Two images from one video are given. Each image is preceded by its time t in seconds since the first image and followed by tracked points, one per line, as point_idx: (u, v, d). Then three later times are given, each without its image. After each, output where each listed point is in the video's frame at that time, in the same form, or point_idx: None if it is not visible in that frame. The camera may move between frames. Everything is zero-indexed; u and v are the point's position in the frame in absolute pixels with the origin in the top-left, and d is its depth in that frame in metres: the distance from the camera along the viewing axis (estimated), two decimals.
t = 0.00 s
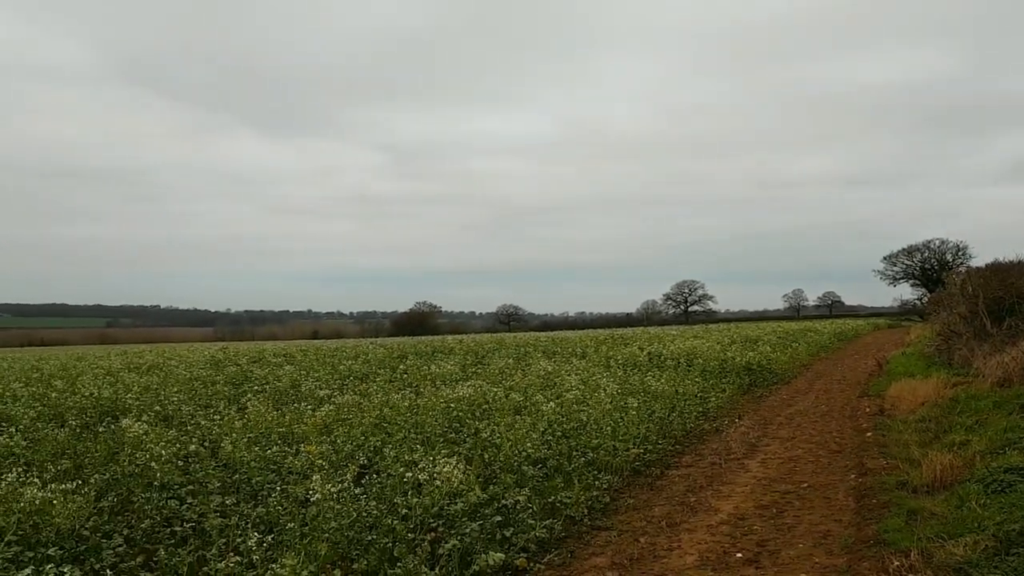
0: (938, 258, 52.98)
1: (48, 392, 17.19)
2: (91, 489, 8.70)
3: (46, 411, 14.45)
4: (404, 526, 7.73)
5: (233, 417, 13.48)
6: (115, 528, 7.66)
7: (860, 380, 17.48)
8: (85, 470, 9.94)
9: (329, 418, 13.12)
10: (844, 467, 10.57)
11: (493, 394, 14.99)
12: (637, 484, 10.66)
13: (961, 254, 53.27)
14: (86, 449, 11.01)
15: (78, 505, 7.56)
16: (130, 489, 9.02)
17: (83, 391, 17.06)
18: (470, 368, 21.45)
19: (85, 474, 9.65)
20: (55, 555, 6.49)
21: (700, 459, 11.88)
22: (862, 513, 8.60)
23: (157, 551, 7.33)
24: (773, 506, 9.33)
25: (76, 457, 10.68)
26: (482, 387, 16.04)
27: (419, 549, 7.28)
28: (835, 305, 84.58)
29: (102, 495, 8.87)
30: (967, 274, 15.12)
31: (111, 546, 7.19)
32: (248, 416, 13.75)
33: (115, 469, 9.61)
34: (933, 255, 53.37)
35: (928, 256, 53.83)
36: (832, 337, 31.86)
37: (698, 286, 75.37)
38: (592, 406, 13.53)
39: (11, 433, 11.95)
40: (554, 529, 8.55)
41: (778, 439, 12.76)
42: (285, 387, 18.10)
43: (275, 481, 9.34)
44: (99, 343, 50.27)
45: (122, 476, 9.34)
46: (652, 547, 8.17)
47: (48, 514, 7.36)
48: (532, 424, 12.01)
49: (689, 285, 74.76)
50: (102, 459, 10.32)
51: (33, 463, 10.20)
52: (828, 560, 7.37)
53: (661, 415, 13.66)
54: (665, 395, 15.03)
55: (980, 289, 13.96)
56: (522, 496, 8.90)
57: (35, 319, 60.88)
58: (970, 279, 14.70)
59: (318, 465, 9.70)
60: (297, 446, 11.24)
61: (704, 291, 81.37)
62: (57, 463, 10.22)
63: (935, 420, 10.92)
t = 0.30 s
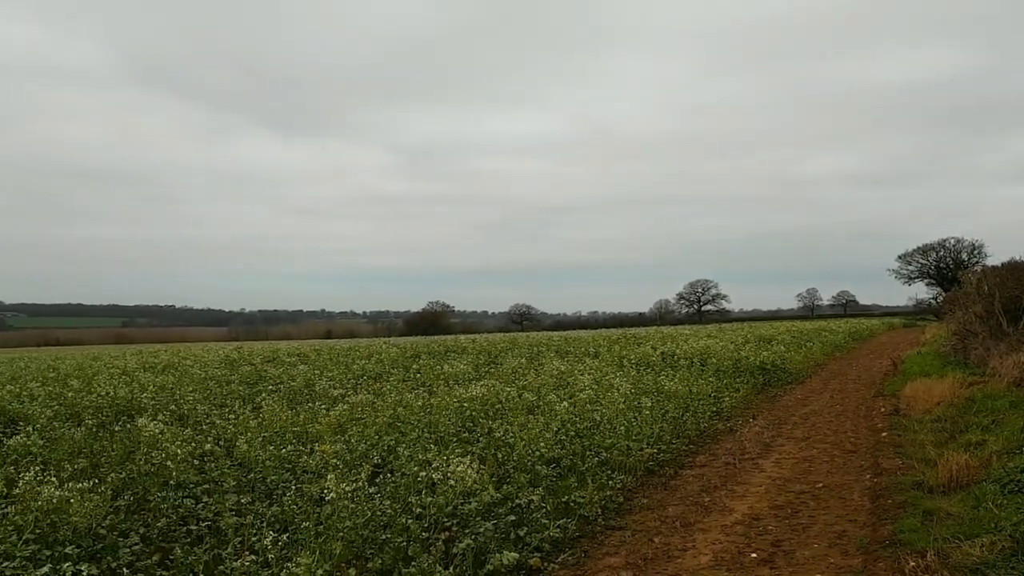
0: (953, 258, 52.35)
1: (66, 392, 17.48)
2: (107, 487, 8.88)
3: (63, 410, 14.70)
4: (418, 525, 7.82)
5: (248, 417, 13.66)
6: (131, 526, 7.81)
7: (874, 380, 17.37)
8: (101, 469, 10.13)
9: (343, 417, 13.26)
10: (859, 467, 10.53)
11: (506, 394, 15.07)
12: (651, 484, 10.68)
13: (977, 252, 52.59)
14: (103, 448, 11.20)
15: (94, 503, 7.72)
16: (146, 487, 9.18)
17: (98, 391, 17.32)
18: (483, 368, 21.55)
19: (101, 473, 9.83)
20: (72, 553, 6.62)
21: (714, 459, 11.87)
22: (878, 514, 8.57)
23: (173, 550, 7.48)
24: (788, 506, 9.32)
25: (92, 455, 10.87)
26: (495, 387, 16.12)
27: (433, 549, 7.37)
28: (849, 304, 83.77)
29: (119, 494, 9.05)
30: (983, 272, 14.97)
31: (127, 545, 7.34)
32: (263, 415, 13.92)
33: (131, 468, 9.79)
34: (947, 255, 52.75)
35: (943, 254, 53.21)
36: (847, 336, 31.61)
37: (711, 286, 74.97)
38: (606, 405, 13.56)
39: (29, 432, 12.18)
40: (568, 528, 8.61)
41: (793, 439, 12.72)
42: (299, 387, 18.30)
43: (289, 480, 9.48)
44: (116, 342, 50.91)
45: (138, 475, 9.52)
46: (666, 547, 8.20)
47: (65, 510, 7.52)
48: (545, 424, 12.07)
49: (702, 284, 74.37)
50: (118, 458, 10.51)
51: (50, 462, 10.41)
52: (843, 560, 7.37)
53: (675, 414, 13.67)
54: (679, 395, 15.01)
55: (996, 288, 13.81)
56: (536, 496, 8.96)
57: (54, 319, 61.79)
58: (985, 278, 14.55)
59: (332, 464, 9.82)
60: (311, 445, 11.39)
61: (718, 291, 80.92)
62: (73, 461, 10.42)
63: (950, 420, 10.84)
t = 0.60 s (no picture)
0: (973, 258, 51.60)
1: (85, 391, 17.81)
2: (126, 486, 9.10)
3: (83, 409, 15.03)
4: (434, 525, 7.93)
5: (265, 416, 13.88)
6: (149, 525, 8.00)
7: (893, 381, 17.21)
8: (120, 468, 10.36)
9: (359, 417, 13.42)
10: (877, 468, 10.47)
11: (522, 394, 15.15)
12: (668, 485, 10.70)
13: (998, 253, 51.78)
14: (122, 447, 11.45)
15: (113, 502, 7.91)
16: (164, 487, 9.39)
17: (116, 391, 17.66)
18: (499, 368, 21.67)
19: (120, 472, 10.06)
20: (91, 552, 6.78)
21: (731, 460, 11.86)
22: (896, 515, 8.53)
23: (191, 549, 7.65)
24: (806, 507, 9.30)
25: (111, 455, 11.12)
26: (511, 387, 16.21)
27: (449, 548, 7.47)
28: (867, 305, 82.76)
29: (137, 492, 9.27)
30: (1003, 272, 14.76)
31: (146, 544, 7.52)
32: (281, 414, 14.13)
33: (150, 467, 10.01)
34: (967, 255, 51.99)
35: (963, 255, 52.44)
36: (865, 337, 31.30)
37: (728, 286, 74.44)
38: (622, 406, 13.59)
39: (49, 432, 12.48)
40: (584, 529, 8.66)
41: (811, 440, 12.65)
42: (316, 387, 18.53)
43: (306, 480, 9.64)
44: (135, 342, 51.65)
45: (157, 474, 9.73)
46: (682, 548, 8.23)
47: (85, 508, 7.72)
48: (561, 424, 12.14)
49: (718, 285, 73.86)
50: (137, 457, 10.74)
51: (69, 461, 10.67)
52: (861, 562, 7.35)
53: (691, 415, 13.66)
54: (695, 395, 14.99)
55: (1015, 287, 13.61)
56: (552, 496, 9.02)
57: (75, 319, 62.82)
58: (1005, 278, 14.34)
59: (349, 464, 9.97)
60: (327, 444, 11.55)
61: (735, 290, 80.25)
62: (93, 460, 10.67)
63: (970, 421, 10.74)
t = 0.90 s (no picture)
0: (999, 256, 50.60)
1: (111, 389, 18.29)
2: (153, 483, 9.39)
3: (110, 406, 15.46)
4: (456, 522, 8.08)
5: (289, 414, 14.17)
6: (175, 521, 8.24)
7: (918, 379, 16.99)
8: (146, 464, 10.66)
9: (381, 414, 13.65)
10: (902, 467, 10.40)
11: (543, 392, 15.26)
12: (689, 483, 10.74)
13: None
14: (148, 444, 11.79)
15: (138, 497, 8.16)
16: (188, 483, 9.67)
17: (142, 388, 18.12)
18: (520, 366, 21.81)
19: (146, 468, 10.36)
20: (117, 547, 6.97)
21: (753, 459, 11.85)
22: (921, 514, 8.48)
23: (215, 545, 7.89)
24: (829, 506, 9.28)
25: (137, 451, 11.45)
26: (532, 384, 16.35)
27: (471, 545, 7.61)
28: (891, 303, 81.41)
29: (162, 488, 9.56)
30: None
31: (171, 540, 7.76)
32: (303, 412, 14.41)
33: (175, 463, 10.29)
34: (993, 252, 50.99)
35: (989, 252, 51.43)
36: (889, 335, 30.89)
37: (749, 284, 73.76)
38: (643, 404, 13.65)
39: (76, 429, 12.89)
40: (605, 527, 8.75)
41: (834, 439, 12.59)
42: (339, 384, 18.84)
43: (329, 477, 9.86)
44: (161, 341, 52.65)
45: (181, 471, 10.02)
46: (704, 547, 8.28)
47: (111, 504, 7.98)
48: (582, 422, 12.23)
49: (739, 283, 73.22)
50: (162, 454, 11.05)
51: (96, 457, 11.01)
52: (885, 561, 7.34)
53: (713, 413, 13.66)
54: (717, 394, 14.97)
55: None
56: (574, 494, 9.12)
57: (103, 319, 64.13)
58: None
59: (372, 461, 10.17)
60: (350, 441, 11.78)
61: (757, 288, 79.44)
62: (119, 456, 10.99)
63: (996, 420, 10.63)
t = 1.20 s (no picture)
0: None
1: (133, 386, 18.72)
2: (176, 479, 9.65)
3: (133, 404, 15.84)
4: (476, 519, 8.20)
5: (310, 411, 14.41)
6: (197, 517, 8.45)
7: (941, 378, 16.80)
8: (168, 461, 10.93)
9: (401, 412, 13.83)
10: (925, 466, 10.33)
11: (562, 390, 15.33)
12: (709, 482, 10.77)
13: None
14: (170, 440, 12.09)
15: (160, 495, 8.38)
16: (210, 479, 9.91)
17: (165, 385, 18.52)
18: (538, 364, 21.89)
19: (169, 465, 10.63)
20: (140, 543, 7.16)
21: (774, 458, 11.82)
22: (944, 514, 8.44)
23: (237, 541, 8.09)
24: (851, 506, 9.26)
25: (160, 448, 11.75)
26: (550, 382, 16.44)
27: (492, 543, 7.73)
28: (914, 301, 80.13)
29: (185, 485, 9.81)
30: None
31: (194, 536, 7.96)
32: (324, 409, 14.64)
33: (197, 460, 10.55)
34: (1019, 248, 50.00)
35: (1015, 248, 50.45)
36: (912, 333, 30.44)
37: (770, 281, 73.04)
38: (663, 402, 13.67)
39: (100, 426, 13.23)
40: (625, 526, 8.82)
41: (856, 437, 12.51)
42: (359, 382, 19.10)
43: (350, 474, 10.05)
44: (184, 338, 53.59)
45: (203, 468, 10.27)
46: (724, 546, 8.31)
47: (134, 500, 8.22)
48: (602, 420, 12.29)
49: (759, 280, 72.53)
50: (185, 451, 11.32)
51: (120, 454, 11.31)
52: (908, 561, 7.33)
53: (733, 411, 13.63)
54: (737, 392, 14.93)
55: None
56: (593, 492, 9.20)
57: (127, 317, 65.29)
58: None
59: (391, 459, 10.34)
60: (370, 439, 11.97)
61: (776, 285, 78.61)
62: (141, 453, 11.27)
63: (1022, 420, 10.50)
